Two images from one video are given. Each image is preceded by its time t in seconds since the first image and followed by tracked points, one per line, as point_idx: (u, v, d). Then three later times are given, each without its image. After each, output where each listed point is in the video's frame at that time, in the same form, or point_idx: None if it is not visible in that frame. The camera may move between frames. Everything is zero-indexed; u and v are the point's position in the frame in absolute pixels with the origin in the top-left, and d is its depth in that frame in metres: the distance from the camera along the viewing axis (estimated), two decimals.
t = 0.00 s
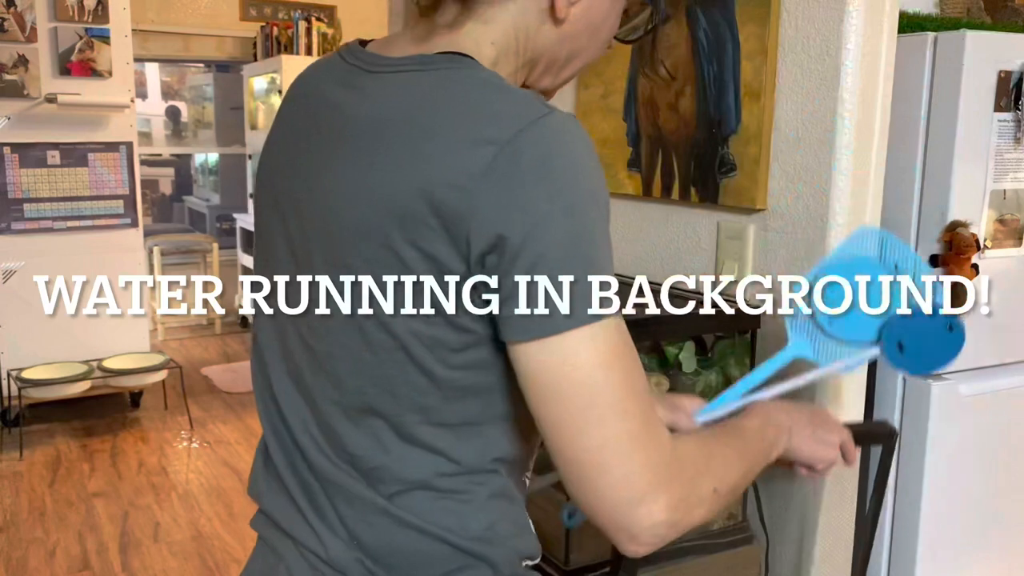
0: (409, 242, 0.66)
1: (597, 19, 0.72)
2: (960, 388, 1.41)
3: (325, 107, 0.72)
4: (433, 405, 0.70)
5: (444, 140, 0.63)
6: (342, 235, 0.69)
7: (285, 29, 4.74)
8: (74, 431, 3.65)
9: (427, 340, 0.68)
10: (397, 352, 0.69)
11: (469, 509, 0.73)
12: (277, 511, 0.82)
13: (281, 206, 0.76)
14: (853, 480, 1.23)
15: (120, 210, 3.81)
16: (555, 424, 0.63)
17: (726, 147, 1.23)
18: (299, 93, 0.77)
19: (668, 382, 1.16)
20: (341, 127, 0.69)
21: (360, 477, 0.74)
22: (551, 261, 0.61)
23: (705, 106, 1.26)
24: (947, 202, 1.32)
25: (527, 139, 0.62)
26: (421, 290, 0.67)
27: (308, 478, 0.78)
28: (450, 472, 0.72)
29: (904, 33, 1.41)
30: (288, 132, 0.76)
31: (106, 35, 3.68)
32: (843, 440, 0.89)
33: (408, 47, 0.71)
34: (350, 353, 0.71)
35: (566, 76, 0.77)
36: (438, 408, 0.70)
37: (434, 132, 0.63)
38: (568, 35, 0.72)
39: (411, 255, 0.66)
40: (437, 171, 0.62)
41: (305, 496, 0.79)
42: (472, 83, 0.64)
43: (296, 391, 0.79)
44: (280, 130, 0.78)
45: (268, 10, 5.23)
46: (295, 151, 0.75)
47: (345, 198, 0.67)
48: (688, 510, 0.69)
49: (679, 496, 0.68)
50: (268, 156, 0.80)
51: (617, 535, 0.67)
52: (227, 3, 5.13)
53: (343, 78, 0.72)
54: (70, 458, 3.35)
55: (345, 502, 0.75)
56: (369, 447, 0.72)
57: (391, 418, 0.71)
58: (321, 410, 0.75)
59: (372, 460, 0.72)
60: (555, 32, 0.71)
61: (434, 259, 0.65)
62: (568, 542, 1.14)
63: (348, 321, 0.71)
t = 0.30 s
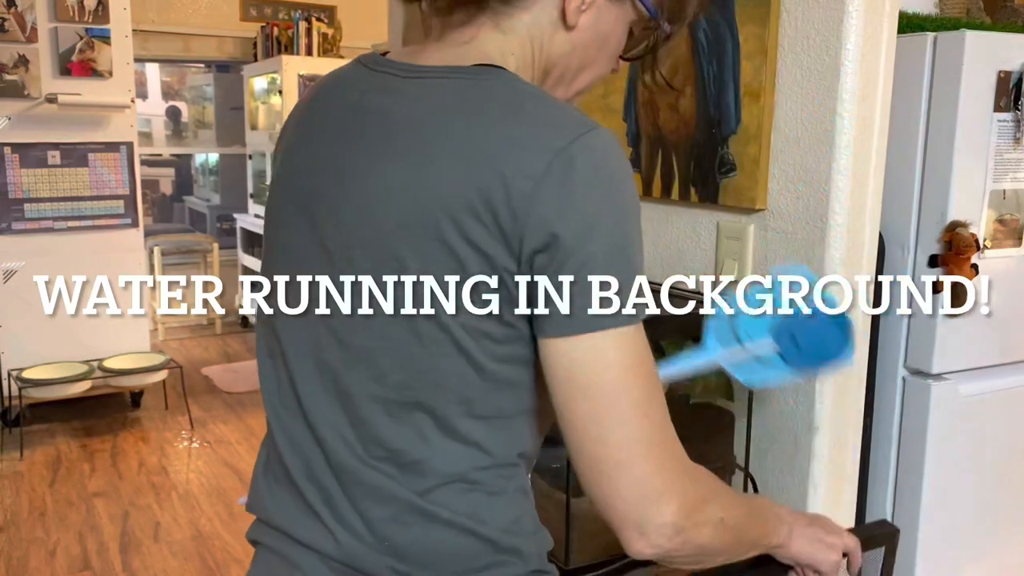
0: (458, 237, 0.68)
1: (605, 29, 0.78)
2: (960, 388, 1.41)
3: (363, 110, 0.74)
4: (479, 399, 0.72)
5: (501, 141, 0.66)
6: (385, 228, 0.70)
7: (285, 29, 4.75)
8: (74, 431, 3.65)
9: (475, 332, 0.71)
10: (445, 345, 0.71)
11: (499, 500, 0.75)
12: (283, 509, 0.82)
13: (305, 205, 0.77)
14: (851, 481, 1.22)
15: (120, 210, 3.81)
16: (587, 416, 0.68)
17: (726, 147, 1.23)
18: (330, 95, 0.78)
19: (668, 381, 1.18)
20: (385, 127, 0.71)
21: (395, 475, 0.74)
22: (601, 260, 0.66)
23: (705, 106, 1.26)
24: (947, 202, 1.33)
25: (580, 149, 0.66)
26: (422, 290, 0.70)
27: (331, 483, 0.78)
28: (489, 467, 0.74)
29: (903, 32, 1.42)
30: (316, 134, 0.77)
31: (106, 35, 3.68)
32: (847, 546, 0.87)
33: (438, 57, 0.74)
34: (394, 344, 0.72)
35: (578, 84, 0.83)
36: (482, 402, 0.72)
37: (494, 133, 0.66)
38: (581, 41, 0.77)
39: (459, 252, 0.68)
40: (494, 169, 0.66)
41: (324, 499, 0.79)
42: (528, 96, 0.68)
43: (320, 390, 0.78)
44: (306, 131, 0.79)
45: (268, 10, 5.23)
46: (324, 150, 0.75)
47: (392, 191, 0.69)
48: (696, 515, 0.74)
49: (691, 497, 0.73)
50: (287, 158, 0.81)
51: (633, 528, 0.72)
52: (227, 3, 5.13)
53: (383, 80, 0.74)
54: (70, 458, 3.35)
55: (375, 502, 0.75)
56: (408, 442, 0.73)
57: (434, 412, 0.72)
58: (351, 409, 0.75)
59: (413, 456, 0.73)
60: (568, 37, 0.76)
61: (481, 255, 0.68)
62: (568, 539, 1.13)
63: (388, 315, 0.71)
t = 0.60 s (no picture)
0: (492, 246, 0.72)
1: (605, 31, 0.79)
2: (960, 389, 1.41)
3: (374, 113, 0.75)
4: (502, 391, 0.77)
5: (540, 158, 0.69)
6: (417, 234, 0.72)
7: (285, 30, 4.75)
8: (74, 431, 3.65)
9: (507, 331, 0.76)
10: (478, 343, 0.75)
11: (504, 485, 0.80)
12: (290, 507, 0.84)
13: (312, 207, 0.77)
14: (850, 481, 1.23)
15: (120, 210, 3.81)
16: (617, 406, 0.78)
17: (726, 147, 1.23)
18: (332, 95, 0.79)
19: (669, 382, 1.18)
20: (402, 131, 0.72)
21: (419, 467, 0.77)
22: (622, 264, 0.73)
23: (704, 106, 1.26)
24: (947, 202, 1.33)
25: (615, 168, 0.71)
26: (421, 290, 0.73)
27: (344, 479, 0.80)
28: (509, 453, 0.80)
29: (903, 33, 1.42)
30: (320, 134, 0.77)
31: (106, 35, 3.68)
32: None
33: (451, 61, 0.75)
34: (428, 345, 0.75)
35: (576, 87, 0.84)
36: (506, 395, 0.77)
37: (528, 148, 0.70)
38: (581, 45, 0.79)
39: (492, 259, 0.72)
40: (535, 184, 0.69)
41: (336, 494, 0.81)
42: (547, 107, 0.73)
43: (339, 389, 0.79)
44: (307, 130, 0.79)
45: (268, 10, 5.23)
46: (330, 152, 0.76)
47: (427, 202, 0.71)
48: (700, 500, 0.85)
49: (699, 483, 0.84)
50: (285, 157, 0.80)
51: (648, 499, 0.82)
52: (227, 3, 5.13)
53: (397, 83, 0.75)
54: (70, 458, 3.35)
55: (394, 494, 0.78)
56: (437, 436, 0.77)
57: (463, 407, 0.76)
58: (375, 406, 0.77)
59: (444, 450, 0.77)
60: (569, 41, 0.78)
61: (515, 263, 0.72)
62: (568, 539, 1.12)
63: (420, 318, 0.74)
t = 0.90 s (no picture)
0: (501, 245, 0.76)
1: (598, 42, 0.84)
2: (960, 389, 1.42)
3: (379, 108, 0.78)
4: (499, 373, 0.82)
5: (550, 169, 0.74)
6: (425, 229, 0.75)
7: (285, 30, 4.75)
8: (74, 431, 3.65)
9: (505, 319, 0.80)
10: (483, 330, 0.79)
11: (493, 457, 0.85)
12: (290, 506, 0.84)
13: (317, 203, 0.79)
14: (850, 481, 1.23)
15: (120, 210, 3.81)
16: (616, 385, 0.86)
17: (726, 147, 1.23)
18: (334, 90, 0.81)
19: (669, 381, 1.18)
20: (405, 123, 0.76)
21: (424, 444, 0.81)
22: (617, 269, 0.79)
23: (704, 106, 1.25)
24: (947, 202, 1.33)
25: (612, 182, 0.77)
26: (421, 291, 0.77)
27: (348, 453, 0.81)
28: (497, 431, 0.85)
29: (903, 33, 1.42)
30: (323, 129, 0.79)
31: (106, 35, 3.68)
32: None
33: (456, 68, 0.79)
34: (436, 333, 0.78)
35: (572, 92, 0.89)
36: (501, 379, 0.82)
37: (533, 149, 0.75)
38: (582, 54, 0.84)
39: (500, 259, 0.77)
40: (546, 193, 0.74)
41: (336, 470, 0.82)
42: (545, 117, 0.78)
43: (342, 372, 0.80)
44: (309, 123, 0.80)
45: (268, 10, 5.23)
46: (334, 143, 0.78)
47: (441, 200, 0.74)
48: (678, 474, 0.94)
49: (679, 458, 0.94)
50: (286, 153, 0.82)
51: (635, 466, 0.92)
52: (227, 3, 5.13)
53: (400, 79, 0.78)
54: (70, 458, 3.35)
55: (394, 471, 0.81)
56: (442, 416, 0.80)
57: (467, 388, 0.80)
58: (373, 384, 0.79)
59: (449, 429, 0.80)
60: (573, 52, 0.83)
61: (521, 264, 0.77)
62: (568, 540, 1.11)
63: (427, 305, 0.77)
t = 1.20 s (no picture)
0: (486, 235, 0.79)
1: (577, 55, 0.87)
2: (960, 389, 1.41)
3: (378, 97, 0.81)
4: (481, 351, 0.85)
5: (537, 170, 0.78)
6: (414, 217, 0.78)
7: (284, 30, 4.75)
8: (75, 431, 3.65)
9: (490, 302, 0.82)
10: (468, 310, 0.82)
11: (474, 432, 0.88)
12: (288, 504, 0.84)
13: (319, 196, 0.81)
14: (851, 481, 1.23)
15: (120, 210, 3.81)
16: (595, 373, 0.87)
17: (726, 147, 1.23)
18: (328, 83, 0.84)
19: (668, 381, 1.19)
20: (395, 112, 0.79)
21: (410, 414, 0.83)
22: (600, 270, 0.82)
23: (704, 106, 1.25)
24: (947, 202, 1.33)
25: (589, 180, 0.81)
26: (409, 275, 0.79)
27: (336, 418, 0.84)
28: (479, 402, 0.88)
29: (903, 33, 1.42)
30: (320, 121, 0.82)
31: (106, 35, 3.68)
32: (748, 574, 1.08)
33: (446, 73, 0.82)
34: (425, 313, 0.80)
35: (553, 96, 0.93)
36: (485, 353, 0.85)
37: (515, 140, 0.78)
38: (563, 65, 0.88)
39: (486, 250, 0.80)
40: (529, 189, 0.77)
41: (326, 446, 0.84)
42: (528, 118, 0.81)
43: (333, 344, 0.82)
44: (306, 117, 0.84)
45: (268, 10, 5.23)
46: (328, 131, 0.81)
47: (433, 188, 0.77)
48: (655, 460, 0.95)
49: (656, 444, 0.95)
50: (288, 146, 0.84)
51: (614, 453, 0.92)
52: (227, 3, 5.13)
53: (392, 75, 0.82)
54: (70, 458, 3.35)
55: (379, 439, 0.83)
56: (430, 388, 0.83)
57: (452, 364, 0.83)
58: (363, 356, 0.82)
59: (436, 400, 0.83)
60: (554, 61, 0.87)
61: (506, 257, 0.80)
62: (568, 539, 1.11)
63: (415, 284, 0.79)
